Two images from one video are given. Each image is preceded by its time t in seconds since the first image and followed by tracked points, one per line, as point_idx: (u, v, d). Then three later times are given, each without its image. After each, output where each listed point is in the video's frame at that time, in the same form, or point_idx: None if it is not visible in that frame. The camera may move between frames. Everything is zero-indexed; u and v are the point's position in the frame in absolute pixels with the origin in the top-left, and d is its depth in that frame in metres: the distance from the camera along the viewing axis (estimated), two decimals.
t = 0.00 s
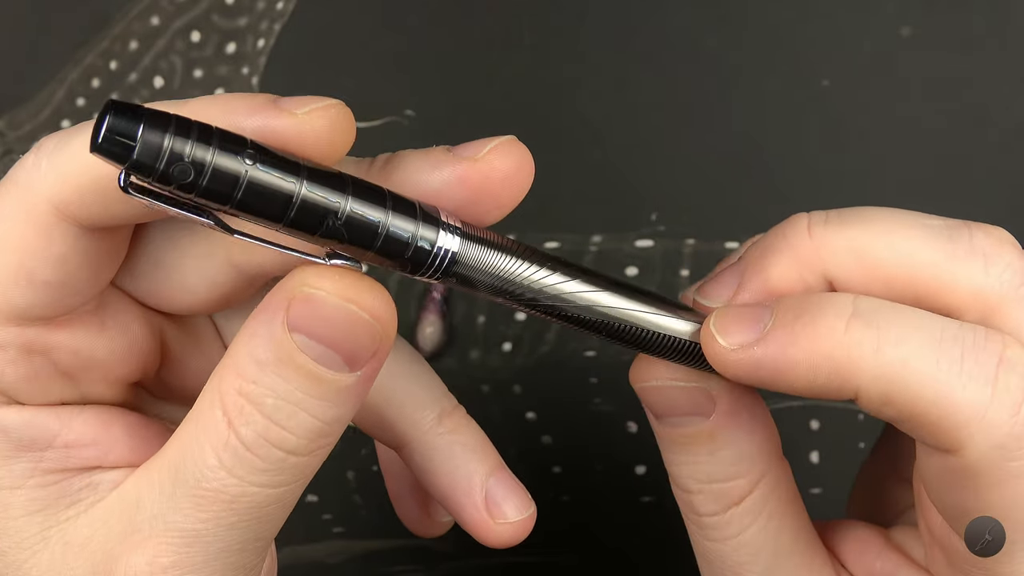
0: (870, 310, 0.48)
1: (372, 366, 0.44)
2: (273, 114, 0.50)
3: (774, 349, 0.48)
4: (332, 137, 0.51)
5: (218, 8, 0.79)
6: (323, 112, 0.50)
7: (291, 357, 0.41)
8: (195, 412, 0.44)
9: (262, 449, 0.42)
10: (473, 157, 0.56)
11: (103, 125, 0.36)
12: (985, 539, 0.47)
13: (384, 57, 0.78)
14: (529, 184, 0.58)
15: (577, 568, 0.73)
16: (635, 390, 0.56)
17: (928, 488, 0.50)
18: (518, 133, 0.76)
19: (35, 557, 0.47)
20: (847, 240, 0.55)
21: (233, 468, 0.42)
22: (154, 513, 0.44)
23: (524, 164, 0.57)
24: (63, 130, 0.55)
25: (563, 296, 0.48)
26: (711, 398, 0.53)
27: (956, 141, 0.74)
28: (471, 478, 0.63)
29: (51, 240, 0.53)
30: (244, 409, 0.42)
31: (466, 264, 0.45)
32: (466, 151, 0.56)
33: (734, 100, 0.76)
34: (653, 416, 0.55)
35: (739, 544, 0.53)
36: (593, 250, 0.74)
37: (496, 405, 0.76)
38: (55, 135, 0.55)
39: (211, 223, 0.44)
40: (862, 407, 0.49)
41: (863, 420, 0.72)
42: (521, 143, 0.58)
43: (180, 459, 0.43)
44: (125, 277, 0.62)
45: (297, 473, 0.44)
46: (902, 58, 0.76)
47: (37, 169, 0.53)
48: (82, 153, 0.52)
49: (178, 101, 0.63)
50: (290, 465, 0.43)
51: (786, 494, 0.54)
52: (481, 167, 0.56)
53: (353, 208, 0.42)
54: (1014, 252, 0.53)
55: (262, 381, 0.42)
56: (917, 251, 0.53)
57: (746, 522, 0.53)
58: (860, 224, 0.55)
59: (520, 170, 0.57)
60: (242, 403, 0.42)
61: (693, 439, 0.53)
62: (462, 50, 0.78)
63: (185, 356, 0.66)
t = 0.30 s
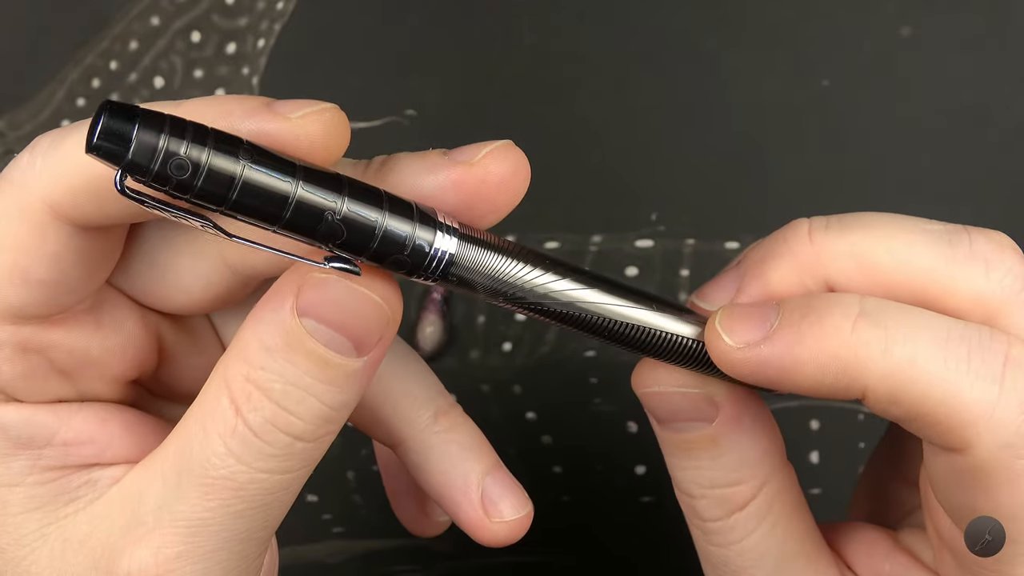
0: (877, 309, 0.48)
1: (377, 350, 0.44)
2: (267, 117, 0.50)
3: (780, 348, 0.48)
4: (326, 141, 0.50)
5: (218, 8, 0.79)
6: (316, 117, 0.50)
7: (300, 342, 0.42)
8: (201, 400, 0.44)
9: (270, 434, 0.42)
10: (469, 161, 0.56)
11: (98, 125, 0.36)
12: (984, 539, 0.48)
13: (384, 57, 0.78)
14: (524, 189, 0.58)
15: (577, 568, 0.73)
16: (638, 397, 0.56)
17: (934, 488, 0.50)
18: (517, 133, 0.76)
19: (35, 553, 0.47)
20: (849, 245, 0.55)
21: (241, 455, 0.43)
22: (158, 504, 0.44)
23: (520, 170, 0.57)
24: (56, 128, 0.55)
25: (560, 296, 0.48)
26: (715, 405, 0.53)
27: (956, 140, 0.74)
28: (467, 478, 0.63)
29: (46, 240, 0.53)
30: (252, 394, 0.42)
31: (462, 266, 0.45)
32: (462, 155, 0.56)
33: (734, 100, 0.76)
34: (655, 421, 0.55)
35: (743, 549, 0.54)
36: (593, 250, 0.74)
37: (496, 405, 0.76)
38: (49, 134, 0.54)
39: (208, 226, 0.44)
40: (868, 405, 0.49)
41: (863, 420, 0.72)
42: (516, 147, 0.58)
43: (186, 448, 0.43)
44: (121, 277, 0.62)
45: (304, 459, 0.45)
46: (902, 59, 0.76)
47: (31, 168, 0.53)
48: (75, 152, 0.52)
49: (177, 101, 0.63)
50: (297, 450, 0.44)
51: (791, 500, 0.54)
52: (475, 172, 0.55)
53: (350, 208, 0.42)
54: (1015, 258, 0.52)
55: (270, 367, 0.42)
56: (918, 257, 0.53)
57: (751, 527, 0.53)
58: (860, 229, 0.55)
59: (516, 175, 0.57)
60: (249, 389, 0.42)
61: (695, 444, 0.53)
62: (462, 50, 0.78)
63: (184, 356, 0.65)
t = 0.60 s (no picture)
0: (881, 311, 0.48)
1: (366, 341, 0.44)
2: (259, 131, 0.50)
3: (786, 347, 0.47)
4: (320, 155, 0.50)
5: (218, 8, 0.79)
6: (309, 133, 0.50)
7: (284, 334, 0.41)
8: (191, 394, 0.44)
9: (259, 426, 0.42)
10: (461, 176, 0.55)
11: (91, 133, 0.36)
12: (984, 539, 0.48)
13: (384, 57, 0.78)
14: (516, 204, 0.56)
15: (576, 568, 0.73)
16: (642, 406, 0.54)
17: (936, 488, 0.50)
18: (517, 133, 0.76)
19: (30, 551, 0.47)
20: (846, 252, 0.55)
21: (232, 448, 0.43)
22: (153, 497, 0.44)
23: (511, 186, 0.55)
24: (49, 130, 0.55)
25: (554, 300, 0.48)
26: (721, 415, 0.52)
27: (955, 140, 0.74)
28: (456, 477, 0.64)
29: (34, 243, 0.53)
30: (240, 387, 0.42)
31: (460, 274, 0.45)
32: (453, 172, 0.55)
33: (734, 100, 0.76)
34: (658, 431, 0.53)
35: (748, 559, 0.52)
36: (593, 250, 0.74)
37: (496, 405, 0.76)
38: (39, 137, 0.54)
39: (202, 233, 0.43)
40: (872, 406, 0.49)
41: (863, 420, 0.72)
42: (510, 164, 0.56)
43: (178, 441, 0.43)
44: (111, 278, 0.61)
45: (295, 451, 0.44)
46: (903, 59, 0.76)
47: (22, 170, 0.52)
48: (66, 155, 0.51)
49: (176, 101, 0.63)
50: (287, 442, 0.43)
51: (795, 510, 0.53)
52: (466, 188, 0.54)
53: (346, 216, 0.41)
54: (1011, 264, 0.53)
55: (257, 359, 0.42)
56: (914, 262, 0.53)
57: (756, 537, 0.52)
58: (857, 236, 0.55)
59: (507, 191, 0.55)
60: (237, 382, 0.42)
61: (701, 454, 0.51)
62: (462, 50, 0.78)
63: (182, 355, 0.66)
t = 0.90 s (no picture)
0: (907, 330, 0.48)
1: (355, 337, 0.43)
2: (248, 134, 0.50)
3: (808, 369, 0.48)
4: (306, 161, 0.50)
5: (218, 8, 0.79)
6: (297, 138, 0.50)
7: (273, 331, 0.41)
8: (182, 388, 0.44)
9: (249, 422, 0.42)
10: (450, 181, 0.54)
11: (76, 131, 0.37)
12: (984, 539, 0.47)
13: (384, 57, 0.78)
14: (504, 211, 0.57)
15: (575, 569, 0.73)
16: (667, 410, 0.53)
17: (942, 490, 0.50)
18: (517, 133, 0.76)
19: (21, 542, 0.48)
20: (850, 261, 0.56)
21: (221, 443, 0.42)
22: (143, 491, 0.44)
23: (500, 193, 0.56)
24: (39, 124, 0.54)
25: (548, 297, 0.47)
26: (748, 422, 0.51)
27: (955, 140, 0.74)
28: (444, 476, 0.64)
29: (24, 238, 0.52)
30: (230, 383, 0.42)
31: (449, 271, 0.44)
32: (441, 177, 0.54)
33: (734, 100, 0.76)
34: (680, 439, 0.51)
35: None
36: (593, 250, 0.74)
37: (495, 405, 0.76)
38: (27, 133, 0.53)
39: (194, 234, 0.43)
40: (897, 427, 0.49)
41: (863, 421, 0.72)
42: (499, 171, 0.56)
43: (168, 436, 0.43)
44: (101, 275, 0.60)
45: (284, 446, 0.44)
46: (903, 58, 0.76)
47: (11, 165, 0.52)
48: (55, 151, 0.51)
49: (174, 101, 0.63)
50: (276, 438, 0.43)
51: (809, 536, 0.52)
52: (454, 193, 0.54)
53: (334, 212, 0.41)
54: (1017, 279, 0.54)
55: (246, 356, 0.41)
56: (921, 275, 0.54)
57: (773, 558, 0.50)
58: (863, 247, 0.56)
59: (496, 198, 0.55)
60: (227, 378, 0.42)
61: (723, 463, 0.50)
62: (462, 50, 0.78)
63: (176, 352, 0.65)
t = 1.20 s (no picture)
0: (907, 322, 0.48)
1: (349, 341, 0.44)
2: (243, 144, 0.50)
3: (811, 359, 0.48)
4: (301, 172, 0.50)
5: (218, 8, 0.79)
6: (293, 150, 0.50)
7: (265, 333, 0.41)
8: (178, 386, 0.44)
9: (245, 422, 0.42)
10: (446, 196, 0.53)
11: (73, 132, 0.36)
12: (984, 539, 0.47)
13: (383, 57, 0.78)
14: (499, 223, 0.55)
15: (575, 569, 0.73)
16: (669, 417, 0.52)
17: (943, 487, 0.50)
18: (517, 133, 0.76)
19: (17, 538, 0.48)
20: (844, 269, 0.56)
21: (217, 442, 0.42)
22: (140, 487, 0.44)
23: (495, 207, 0.54)
24: (37, 126, 0.54)
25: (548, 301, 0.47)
26: (755, 429, 0.50)
27: (955, 139, 0.74)
28: (433, 481, 0.64)
29: (19, 239, 0.52)
30: (226, 383, 0.42)
31: (451, 275, 0.44)
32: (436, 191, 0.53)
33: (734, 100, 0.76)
34: (684, 447, 0.51)
35: None
36: (593, 250, 0.74)
37: (496, 405, 0.76)
38: (23, 136, 0.53)
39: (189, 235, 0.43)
40: (899, 419, 0.49)
41: (863, 420, 0.72)
42: (493, 184, 0.55)
43: (164, 433, 0.44)
44: (98, 275, 0.61)
45: (279, 446, 0.44)
46: (902, 58, 0.76)
47: (7, 167, 0.52)
48: (50, 153, 0.50)
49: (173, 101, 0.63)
50: (271, 437, 0.43)
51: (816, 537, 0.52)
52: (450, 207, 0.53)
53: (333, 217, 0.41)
54: (1010, 283, 0.55)
55: (241, 357, 0.41)
56: (916, 280, 0.55)
57: (778, 561, 0.50)
58: (856, 254, 0.57)
59: (491, 212, 0.54)
60: (223, 378, 0.42)
61: (728, 470, 0.49)
62: (462, 50, 0.78)
63: (174, 350, 0.66)
